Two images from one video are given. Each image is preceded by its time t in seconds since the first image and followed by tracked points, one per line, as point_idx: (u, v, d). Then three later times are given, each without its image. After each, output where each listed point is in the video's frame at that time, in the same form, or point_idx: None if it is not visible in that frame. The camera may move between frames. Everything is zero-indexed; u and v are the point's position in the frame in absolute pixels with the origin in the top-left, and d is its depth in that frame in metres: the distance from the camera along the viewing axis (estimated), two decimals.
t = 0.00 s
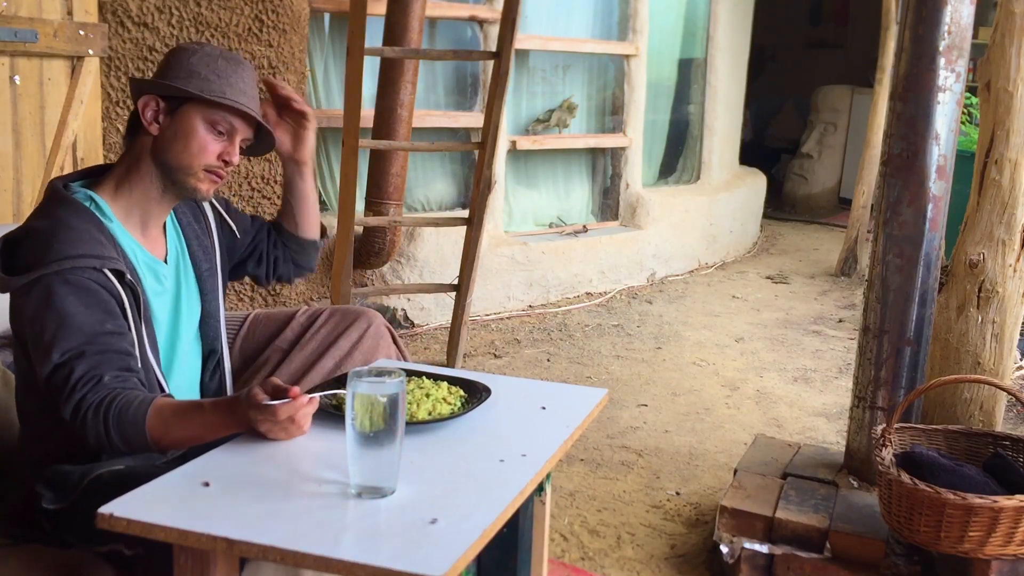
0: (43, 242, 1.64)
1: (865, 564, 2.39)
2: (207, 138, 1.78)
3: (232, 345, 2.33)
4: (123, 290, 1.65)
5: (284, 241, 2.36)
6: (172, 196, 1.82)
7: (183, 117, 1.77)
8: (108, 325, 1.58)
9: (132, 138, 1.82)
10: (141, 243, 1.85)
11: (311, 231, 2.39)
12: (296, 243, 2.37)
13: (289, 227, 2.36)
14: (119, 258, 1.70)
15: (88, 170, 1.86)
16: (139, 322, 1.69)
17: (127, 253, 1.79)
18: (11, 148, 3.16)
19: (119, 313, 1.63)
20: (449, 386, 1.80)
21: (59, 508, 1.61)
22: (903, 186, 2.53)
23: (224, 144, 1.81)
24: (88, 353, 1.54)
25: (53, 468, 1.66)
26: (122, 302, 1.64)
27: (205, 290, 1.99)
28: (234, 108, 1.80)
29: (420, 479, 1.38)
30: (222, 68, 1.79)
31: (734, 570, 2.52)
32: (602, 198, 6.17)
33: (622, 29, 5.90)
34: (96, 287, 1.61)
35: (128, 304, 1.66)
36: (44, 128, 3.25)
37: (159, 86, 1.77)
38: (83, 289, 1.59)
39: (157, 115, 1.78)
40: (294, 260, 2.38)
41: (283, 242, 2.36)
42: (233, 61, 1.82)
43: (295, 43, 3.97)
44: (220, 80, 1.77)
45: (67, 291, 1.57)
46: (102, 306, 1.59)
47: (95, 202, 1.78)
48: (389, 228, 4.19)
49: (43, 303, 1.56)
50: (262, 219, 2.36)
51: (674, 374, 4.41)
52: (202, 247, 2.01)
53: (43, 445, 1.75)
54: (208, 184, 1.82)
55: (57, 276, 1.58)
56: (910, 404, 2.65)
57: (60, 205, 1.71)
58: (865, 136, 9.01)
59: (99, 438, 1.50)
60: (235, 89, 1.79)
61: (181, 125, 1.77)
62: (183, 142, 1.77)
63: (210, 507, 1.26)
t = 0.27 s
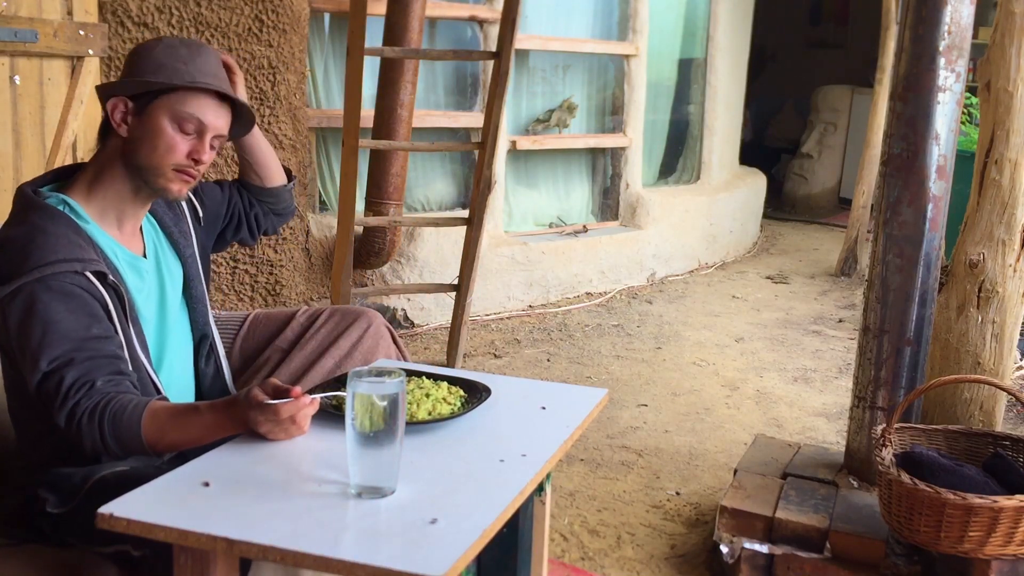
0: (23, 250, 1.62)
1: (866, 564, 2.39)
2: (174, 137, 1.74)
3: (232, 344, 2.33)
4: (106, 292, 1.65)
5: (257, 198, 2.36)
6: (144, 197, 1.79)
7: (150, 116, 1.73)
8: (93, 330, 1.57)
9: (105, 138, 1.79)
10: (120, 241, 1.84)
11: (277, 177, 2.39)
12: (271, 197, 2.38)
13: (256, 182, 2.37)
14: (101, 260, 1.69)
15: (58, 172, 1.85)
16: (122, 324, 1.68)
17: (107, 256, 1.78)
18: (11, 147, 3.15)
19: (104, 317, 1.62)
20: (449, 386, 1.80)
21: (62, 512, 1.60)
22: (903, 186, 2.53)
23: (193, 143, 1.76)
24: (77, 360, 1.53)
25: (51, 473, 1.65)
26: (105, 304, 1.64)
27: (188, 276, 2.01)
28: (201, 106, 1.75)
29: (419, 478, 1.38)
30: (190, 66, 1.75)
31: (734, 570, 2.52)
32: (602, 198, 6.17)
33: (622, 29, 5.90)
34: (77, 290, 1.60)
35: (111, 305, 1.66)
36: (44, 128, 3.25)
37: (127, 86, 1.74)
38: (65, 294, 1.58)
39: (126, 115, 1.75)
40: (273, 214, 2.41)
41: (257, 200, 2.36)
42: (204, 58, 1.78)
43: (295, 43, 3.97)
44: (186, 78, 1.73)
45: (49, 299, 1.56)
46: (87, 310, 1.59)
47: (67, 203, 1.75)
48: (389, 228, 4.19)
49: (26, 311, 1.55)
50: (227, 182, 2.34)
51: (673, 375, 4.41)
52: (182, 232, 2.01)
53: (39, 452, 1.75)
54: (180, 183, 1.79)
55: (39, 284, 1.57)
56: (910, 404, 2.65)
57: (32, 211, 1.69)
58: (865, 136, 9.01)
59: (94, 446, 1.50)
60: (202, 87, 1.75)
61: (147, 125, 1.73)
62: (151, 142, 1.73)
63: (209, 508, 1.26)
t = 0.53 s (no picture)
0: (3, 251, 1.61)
1: (866, 564, 2.39)
2: (111, 143, 1.72)
3: (232, 344, 2.33)
4: (87, 283, 1.63)
5: (251, 199, 2.36)
6: (100, 203, 1.78)
7: (93, 120, 1.72)
8: (79, 315, 1.57)
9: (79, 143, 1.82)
10: (101, 238, 1.82)
11: (269, 176, 2.39)
12: (265, 198, 2.37)
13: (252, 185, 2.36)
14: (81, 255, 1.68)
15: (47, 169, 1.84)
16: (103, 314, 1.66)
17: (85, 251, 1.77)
18: (11, 147, 3.15)
19: (87, 304, 1.62)
20: (449, 386, 1.79)
21: (57, 513, 1.60)
22: (903, 186, 2.52)
23: (130, 148, 1.72)
24: (68, 347, 1.53)
25: (46, 473, 1.65)
26: (86, 294, 1.63)
27: (176, 273, 2.00)
28: (137, 112, 1.71)
29: (419, 478, 1.38)
30: (134, 71, 1.73)
31: (734, 570, 2.52)
32: (602, 198, 6.17)
33: (622, 29, 5.90)
34: (56, 284, 1.59)
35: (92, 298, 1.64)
36: (44, 128, 3.25)
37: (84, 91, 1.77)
38: (46, 286, 1.57)
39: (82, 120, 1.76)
40: (268, 217, 2.40)
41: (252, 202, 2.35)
42: (149, 63, 1.74)
43: (295, 43, 3.97)
44: (124, 84, 1.71)
45: (31, 291, 1.56)
46: (72, 297, 1.59)
47: (46, 202, 1.73)
48: (389, 228, 4.19)
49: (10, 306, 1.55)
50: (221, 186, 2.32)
51: (673, 375, 4.41)
52: (169, 231, 2.01)
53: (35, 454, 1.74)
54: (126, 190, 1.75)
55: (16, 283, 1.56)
56: (910, 404, 2.65)
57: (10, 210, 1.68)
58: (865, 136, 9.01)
59: (93, 433, 1.49)
60: (138, 92, 1.71)
61: (91, 130, 1.72)
62: (93, 147, 1.72)
63: (209, 508, 1.26)
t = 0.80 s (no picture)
0: (17, 250, 1.62)
1: (866, 564, 2.39)
2: (124, 154, 1.73)
3: (232, 345, 2.33)
4: (98, 285, 1.65)
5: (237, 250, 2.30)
6: (117, 208, 1.81)
7: (101, 133, 1.73)
8: (88, 314, 1.57)
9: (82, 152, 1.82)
10: (111, 242, 1.82)
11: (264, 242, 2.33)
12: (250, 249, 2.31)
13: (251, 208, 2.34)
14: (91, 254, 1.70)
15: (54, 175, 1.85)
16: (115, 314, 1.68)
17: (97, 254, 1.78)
18: (11, 147, 3.15)
19: (96, 304, 1.63)
20: (449, 386, 1.79)
21: (61, 511, 1.60)
22: (903, 186, 2.52)
23: (145, 158, 1.74)
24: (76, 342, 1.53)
25: (50, 471, 1.65)
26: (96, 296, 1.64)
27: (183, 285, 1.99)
28: (146, 123, 1.71)
29: (419, 479, 1.38)
30: (137, 82, 1.72)
31: (734, 570, 2.52)
32: (602, 198, 6.17)
33: (622, 29, 5.90)
34: (70, 283, 1.60)
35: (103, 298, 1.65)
36: (44, 128, 3.24)
37: (84, 102, 1.76)
38: (59, 283, 1.58)
39: (85, 132, 1.76)
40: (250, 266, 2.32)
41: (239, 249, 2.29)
42: (150, 72, 1.74)
43: (295, 43, 3.97)
44: (128, 96, 1.71)
45: (44, 288, 1.57)
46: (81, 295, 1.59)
47: (58, 202, 1.74)
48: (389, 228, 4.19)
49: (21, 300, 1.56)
50: (218, 226, 2.30)
51: (673, 374, 4.41)
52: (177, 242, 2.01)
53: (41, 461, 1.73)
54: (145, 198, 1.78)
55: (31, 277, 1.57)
56: (910, 404, 2.65)
57: (23, 209, 1.69)
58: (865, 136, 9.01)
59: (92, 429, 1.48)
60: (145, 104, 1.71)
61: (100, 143, 1.73)
62: (105, 160, 1.73)
63: (210, 508, 1.26)
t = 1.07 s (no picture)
0: (41, 242, 1.63)
1: (866, 564, 2.39)
2: (149, 148, 1.73)
3: (232, 345, 2.32)
4: (118, 282, 1.66)
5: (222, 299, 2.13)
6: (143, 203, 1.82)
7: (125, 128, 1.73)
8: (104, 310, 1.58)
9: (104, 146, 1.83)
10: (132, 240, 1.84)
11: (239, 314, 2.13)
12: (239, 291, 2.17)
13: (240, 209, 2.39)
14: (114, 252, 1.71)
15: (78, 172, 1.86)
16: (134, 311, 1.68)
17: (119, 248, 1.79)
18: (11, 147, 3.15)
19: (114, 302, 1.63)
20: (449, 386, 1.79)
21: (65, 509, 1.60)
22: (903, 186, 2.52)
23: (171, 151, 1.75)
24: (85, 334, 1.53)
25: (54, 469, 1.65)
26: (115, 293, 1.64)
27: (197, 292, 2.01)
28: (170, 117, 1.71)
29: (419, 479, 1.38)
30: (158, 76, 1.72)
31: (734, 570, 2.52)
32: (602, 198, 6.17)
33: (622, 29, 5.90)
34: (91, 277, 1.61)
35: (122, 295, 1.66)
36: (44, 129, 3.25)
37: (105, 98, 1.76)
38: (81, 277, 1.60)
39: (108, 126, 1.77)
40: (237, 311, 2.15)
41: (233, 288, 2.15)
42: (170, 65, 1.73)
43: (295, 43, 3.97)
44: (150, 91, 1.71)
45: (66, 281, 1.58)
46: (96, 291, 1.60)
47: (85, 197, 1.77)
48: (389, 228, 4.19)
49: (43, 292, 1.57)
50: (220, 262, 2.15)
51: (673, 375, 4.41)
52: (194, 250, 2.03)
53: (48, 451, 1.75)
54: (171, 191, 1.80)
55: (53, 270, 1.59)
56: (910, 404, 2.65)
57: (50, 203, 1.72)
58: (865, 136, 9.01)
59: (92, 421, 1.48)
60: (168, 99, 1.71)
61: (125, 138, 1.74)
62: (130, 154, 1.74)
63: (210, 508, 1.26)
